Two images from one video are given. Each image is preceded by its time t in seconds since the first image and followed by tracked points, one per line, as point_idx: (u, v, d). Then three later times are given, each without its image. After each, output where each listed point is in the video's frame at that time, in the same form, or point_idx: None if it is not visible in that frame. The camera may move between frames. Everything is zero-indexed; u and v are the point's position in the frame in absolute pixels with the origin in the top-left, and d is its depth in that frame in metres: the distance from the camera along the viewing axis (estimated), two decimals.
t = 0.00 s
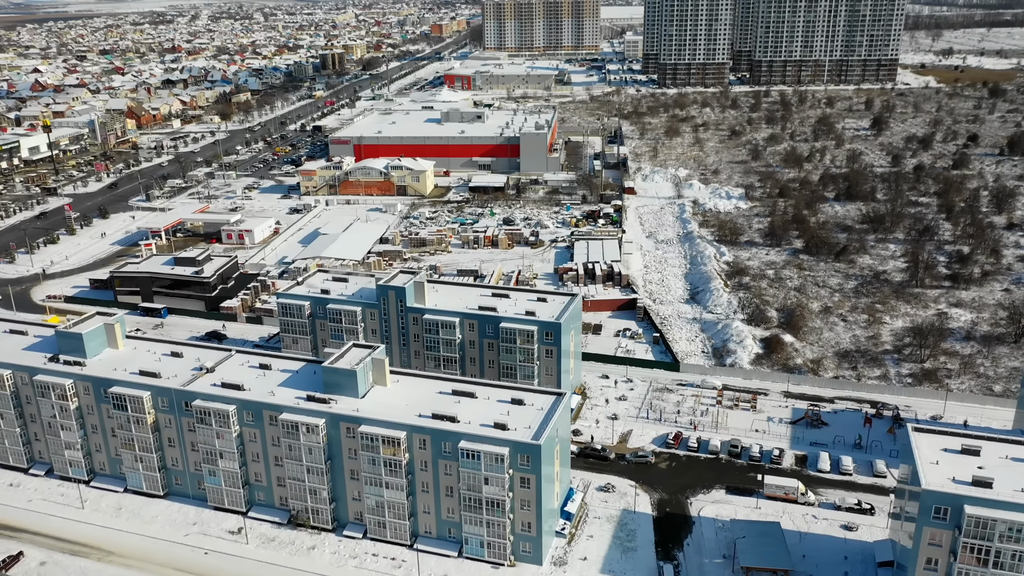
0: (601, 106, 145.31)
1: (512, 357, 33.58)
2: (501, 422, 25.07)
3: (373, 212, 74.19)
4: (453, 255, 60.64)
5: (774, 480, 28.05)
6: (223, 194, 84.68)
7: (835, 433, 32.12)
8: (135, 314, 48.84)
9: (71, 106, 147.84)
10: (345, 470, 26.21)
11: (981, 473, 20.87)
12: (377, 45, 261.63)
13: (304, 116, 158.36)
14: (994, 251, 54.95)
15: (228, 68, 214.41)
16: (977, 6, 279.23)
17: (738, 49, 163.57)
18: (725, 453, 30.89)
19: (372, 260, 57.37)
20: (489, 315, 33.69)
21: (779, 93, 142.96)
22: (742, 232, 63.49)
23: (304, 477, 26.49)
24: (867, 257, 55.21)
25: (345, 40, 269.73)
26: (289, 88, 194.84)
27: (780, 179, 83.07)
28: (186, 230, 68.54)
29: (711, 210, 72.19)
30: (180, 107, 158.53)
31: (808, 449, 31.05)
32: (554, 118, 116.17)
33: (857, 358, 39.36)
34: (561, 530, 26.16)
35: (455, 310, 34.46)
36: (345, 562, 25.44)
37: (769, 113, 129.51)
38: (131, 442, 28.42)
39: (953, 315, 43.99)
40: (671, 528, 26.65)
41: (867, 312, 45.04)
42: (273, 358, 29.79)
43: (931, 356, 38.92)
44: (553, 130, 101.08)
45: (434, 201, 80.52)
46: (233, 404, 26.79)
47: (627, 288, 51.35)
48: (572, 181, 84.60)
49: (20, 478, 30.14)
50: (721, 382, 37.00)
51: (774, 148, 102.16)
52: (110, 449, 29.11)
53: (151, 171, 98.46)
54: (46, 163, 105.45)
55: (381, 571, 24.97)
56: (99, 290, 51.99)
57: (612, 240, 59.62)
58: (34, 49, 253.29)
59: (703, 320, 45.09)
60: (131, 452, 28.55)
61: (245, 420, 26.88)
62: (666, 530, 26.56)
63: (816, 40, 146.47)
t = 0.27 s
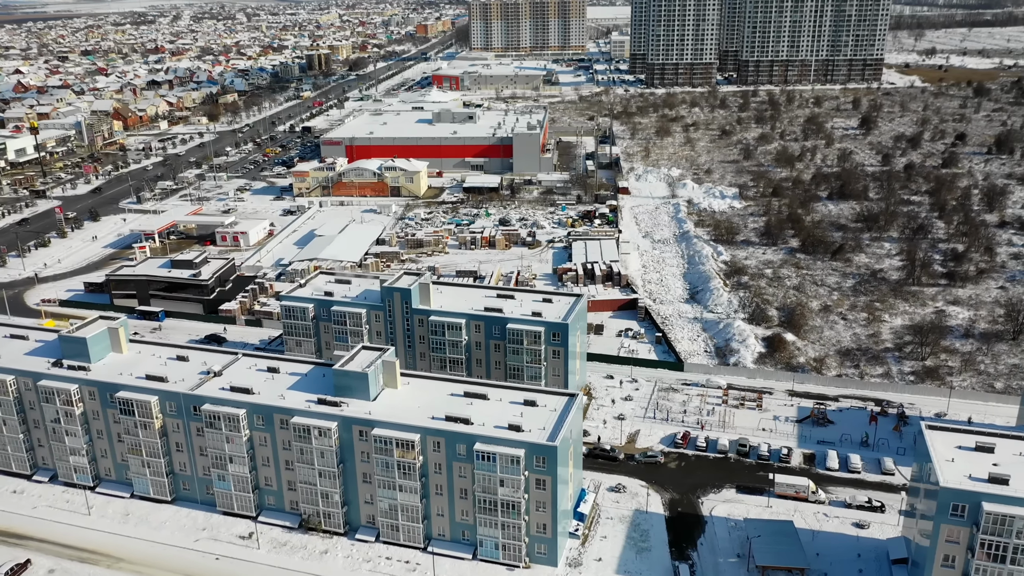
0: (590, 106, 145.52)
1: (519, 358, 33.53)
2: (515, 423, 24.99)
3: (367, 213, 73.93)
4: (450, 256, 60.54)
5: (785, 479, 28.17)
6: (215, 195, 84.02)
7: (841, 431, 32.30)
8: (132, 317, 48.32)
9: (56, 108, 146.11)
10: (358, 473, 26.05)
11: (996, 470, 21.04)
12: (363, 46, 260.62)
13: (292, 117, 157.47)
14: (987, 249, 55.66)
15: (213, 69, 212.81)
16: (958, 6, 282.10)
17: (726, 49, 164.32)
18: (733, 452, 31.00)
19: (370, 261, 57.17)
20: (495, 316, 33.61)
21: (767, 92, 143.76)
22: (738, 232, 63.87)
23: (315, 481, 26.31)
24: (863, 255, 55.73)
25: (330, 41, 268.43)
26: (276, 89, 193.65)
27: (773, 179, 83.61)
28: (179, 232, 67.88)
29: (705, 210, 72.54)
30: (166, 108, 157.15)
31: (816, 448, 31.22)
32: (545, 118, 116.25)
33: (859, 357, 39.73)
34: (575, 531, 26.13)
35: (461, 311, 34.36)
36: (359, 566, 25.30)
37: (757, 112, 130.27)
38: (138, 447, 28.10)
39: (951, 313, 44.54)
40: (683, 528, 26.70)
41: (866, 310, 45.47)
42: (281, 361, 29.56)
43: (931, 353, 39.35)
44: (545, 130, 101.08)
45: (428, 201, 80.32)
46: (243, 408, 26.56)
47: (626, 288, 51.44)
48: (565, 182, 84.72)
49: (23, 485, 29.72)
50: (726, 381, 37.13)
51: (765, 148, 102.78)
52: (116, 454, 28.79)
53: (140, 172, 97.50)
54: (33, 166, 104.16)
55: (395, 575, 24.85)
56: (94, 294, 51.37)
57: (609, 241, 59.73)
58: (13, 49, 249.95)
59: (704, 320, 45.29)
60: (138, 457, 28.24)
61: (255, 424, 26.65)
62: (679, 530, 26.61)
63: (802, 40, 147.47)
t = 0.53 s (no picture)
0: (579, 106, 145.72)
1: (526, 357, 33.55)
2: (529, 423, 25.02)
3: (361, 214, 73.71)
4: (448, 256, 60.51)
5: (793, 475, 28.41)
6: (206, 196, 83.36)
7: (846, 427, 32.61)
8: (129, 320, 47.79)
9: (39, 109, 144.27)
10: (370, 474, 25.99)
11: (1008, 464, 21.34)
12: (348, 46, 259.34)
13: (279, 117, 156.44)
14: (979, 246, 56.52)
15: (197, 70, 211.01)
16: (938, 6, 285.01)
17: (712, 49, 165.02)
18: (740, 450, 31.25)
19: (367, 262, 57.08)
20: (501, 316, 33.63)
21: (754, 92, 144.61)
22: (733, 231, 64.37)
23: (327, 482, 26.21)
24: (857, 254, 56.42)
25: (315, 41, 266.94)
26: (261, 89, 192.31)
27: (765, 177, 84.23)
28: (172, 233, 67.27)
29: (699, 210, 73.05)
30: (152, 109, 155.71)
31: (822, 444, 31.51)
32: (535, 118, 116.35)
33: (859, 354, 40.24)
34: (588, 530, 26.21)
35: (467, 311, 34.33)
36: (373, 567, 25.24)
37: (745, 111, 131.04)
38: (146, 451, 27.84)
39: (947, 309, 45.23)
40: (695, 526, 26.84)
41: (863, 308, 46.03)
42: (289, 362, 29.42)
43: (930, 349, 39.92)
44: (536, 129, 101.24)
45: (422, 202, 80.21)
46: (253, 410, 26.40)
47: (625, 287, 51.65)
48: (559, 182, 84.98)
49: (28, 490, 29.37)
50: (729, 379, 37.37)
51: (755, 147, 103.51)
52: (122, 457, 28.52)
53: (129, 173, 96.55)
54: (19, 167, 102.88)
55: None
56: (89, 296, 50.77)
57: (606, 241, 59.98)
58: None
59: (704, 319, 45.60)
60: (146, 461, 28.01)
61: (265, 426, 26.51)
62: (691, 527, 26.76)
63: (788, 39, 148.51)
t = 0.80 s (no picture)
0: (567, 105, 145.94)
1: (532, 356, 33.68)
2: (542, 421, 25.13)
3: (355, 214, 73.62)
4: (445, 256, 60.64)
5: (800, 470, 28.72)
6: (198, 197, 82.88)
7: (849, 423, 33.02)
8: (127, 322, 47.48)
9: (22, 110, 142.42)
10: (383, 474, 26.02)
11: (1017, 457, 21.72)
12: (332, 46, 258.13)
13: (266, 118, 155.52)
14: (970, 243, 57.50)
15: (181, 70, 209.13)
16: (918, 5, 287.99)
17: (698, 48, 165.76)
18: (746, 446, 31.54)
19: (366, 262, 57.11)
20: (507, 315, 33.73)
21: (741, 91, 145.54)
22: (727, 229, 64.96)
23: (339, 482, 26.19)
24: (851, 251, 57.21)
25: (299, 41, 265.43)
26: (247, 89, 191.04)
27: (756, 176, 85.00)
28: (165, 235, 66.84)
29: (692, 209, 73.64)
30: (138, 109, 154.25)
31: (826, 439, 31.87)
32: (525, 118, 116.51)
33: (859, 349, 40.89)
34: (600, 527, 26.38)
35: (472, 310, 34.41)
36: (387, 567, 25.28)
37: (733, 111, 131.89)
38: (154, 453, 27.69)
39: (943, 304, 46.04)
40: (706, 521, 27.07)
41: (860, 304, 46.70)
42: (297, 363, 29.34)
43: (928, 344, 40.62)
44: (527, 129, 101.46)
45: (416, 202, 80.18)
46: (264, 411, 26.34)
47: (623, 286, 51.94)
48: (552, 181, 85.27)
49: (33, 494, 29.09)
50: (731, 376, 37.71)
51: (744, 146, 104.32)
52: (130, 460, 28.33)
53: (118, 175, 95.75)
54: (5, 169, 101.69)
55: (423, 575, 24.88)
56: (85, 299, 50.34)
57: (602, 240, 60.36)
58: None
59: (703, 317, 46.07)
60: (155, 463, 27.85)
61: (276, 427, 26.46)
62: (701, 522, 26.99)
63: (773, 39, 149.60)
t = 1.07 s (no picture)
0: (555, 105, 146.20)
1: (538, 354, 33.83)
2: (555, 418, 25.32)
3: (349, 214, 73.59)
4: (442, 255, 60.79)
5: (807, 464, 29.10)
6: (190, 198, 82.46)
7: (852, 417, 33.52)
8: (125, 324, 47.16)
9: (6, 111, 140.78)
10: (396, 472, 26.13)
11: None
12: (317, 46, 256.97)
13: (253, 118, 154.71)
14: (961, 239, 58.52)
15: (165, 70, 207.37)
16: (899, 4, 290.75)
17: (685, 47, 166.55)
18: (752, 441, 31.91)
19: (364, 262, 57.19)
20: (513, 313, 33.89)
21: (728, 90, 146.47)
22: (722, 227, 65.60)
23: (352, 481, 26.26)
24: (845, 248, 58.05)
25: (284, 41, 264.01)
26: (233, 90, 189.88)
27: (747, 174, 85.75)
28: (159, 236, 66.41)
29: (685, 208, 74.29)
30: (124, 110, 152.94)
31: (830, 434, 32.34)
32: (516, 118, 116.71)
33: (857, 345, 41.61)
34: (611, 522, 26.61)
35: (478, 309, 34.52)
36: (402, 565, 25.39)
37: (720, 110, 132.75)
38: (164, 454, 27.59)
39: (937, 300, 46.95)
40: (716, 516, 27.34)
41: (857, 300, 47.46)
42: (307, 363, 29.36)
43: (926, 339, 41.40)
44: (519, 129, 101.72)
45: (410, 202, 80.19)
46: (276, 411, 26.35)
47: (621, 284, 52.28)
48: (545, 180, 85.61)
49: (41, 497, 28.90)
50: (733, 372, 38.12)
51: (734, 145, 105.15)
52: (139, 461, 28.22)
53: (108, 176, 95.00)
54: None
55: (438, 572, 25.01)
56: (81, 301, 49.93)
57: (599, 239, 60.73)
58: None
59: (703, 314, 46.66)
60: (165, 464, 27.75)
61: (288, 427, 26.47)
62: (712, 517, 27.28)
63: (759, 38, 150.70)
